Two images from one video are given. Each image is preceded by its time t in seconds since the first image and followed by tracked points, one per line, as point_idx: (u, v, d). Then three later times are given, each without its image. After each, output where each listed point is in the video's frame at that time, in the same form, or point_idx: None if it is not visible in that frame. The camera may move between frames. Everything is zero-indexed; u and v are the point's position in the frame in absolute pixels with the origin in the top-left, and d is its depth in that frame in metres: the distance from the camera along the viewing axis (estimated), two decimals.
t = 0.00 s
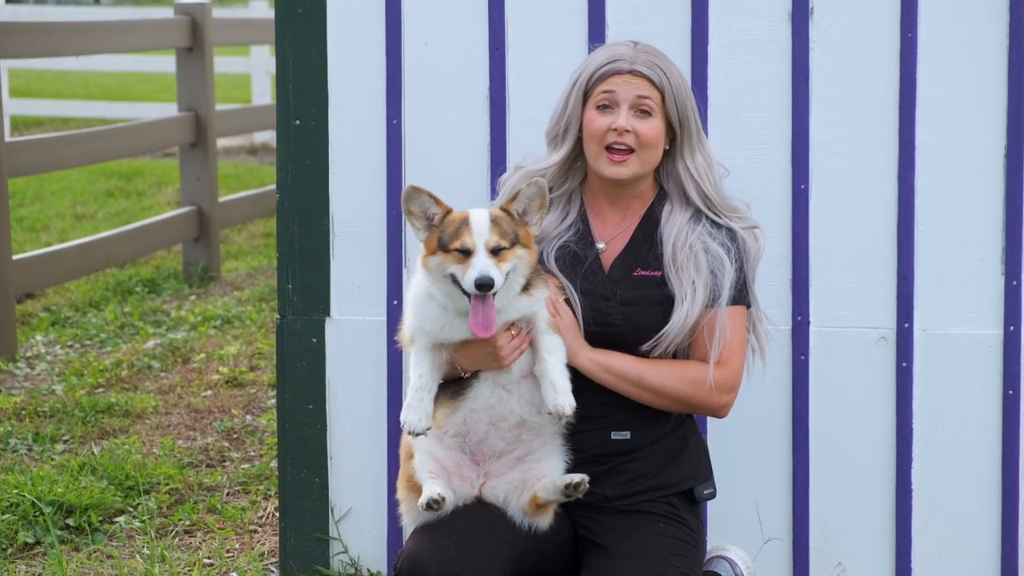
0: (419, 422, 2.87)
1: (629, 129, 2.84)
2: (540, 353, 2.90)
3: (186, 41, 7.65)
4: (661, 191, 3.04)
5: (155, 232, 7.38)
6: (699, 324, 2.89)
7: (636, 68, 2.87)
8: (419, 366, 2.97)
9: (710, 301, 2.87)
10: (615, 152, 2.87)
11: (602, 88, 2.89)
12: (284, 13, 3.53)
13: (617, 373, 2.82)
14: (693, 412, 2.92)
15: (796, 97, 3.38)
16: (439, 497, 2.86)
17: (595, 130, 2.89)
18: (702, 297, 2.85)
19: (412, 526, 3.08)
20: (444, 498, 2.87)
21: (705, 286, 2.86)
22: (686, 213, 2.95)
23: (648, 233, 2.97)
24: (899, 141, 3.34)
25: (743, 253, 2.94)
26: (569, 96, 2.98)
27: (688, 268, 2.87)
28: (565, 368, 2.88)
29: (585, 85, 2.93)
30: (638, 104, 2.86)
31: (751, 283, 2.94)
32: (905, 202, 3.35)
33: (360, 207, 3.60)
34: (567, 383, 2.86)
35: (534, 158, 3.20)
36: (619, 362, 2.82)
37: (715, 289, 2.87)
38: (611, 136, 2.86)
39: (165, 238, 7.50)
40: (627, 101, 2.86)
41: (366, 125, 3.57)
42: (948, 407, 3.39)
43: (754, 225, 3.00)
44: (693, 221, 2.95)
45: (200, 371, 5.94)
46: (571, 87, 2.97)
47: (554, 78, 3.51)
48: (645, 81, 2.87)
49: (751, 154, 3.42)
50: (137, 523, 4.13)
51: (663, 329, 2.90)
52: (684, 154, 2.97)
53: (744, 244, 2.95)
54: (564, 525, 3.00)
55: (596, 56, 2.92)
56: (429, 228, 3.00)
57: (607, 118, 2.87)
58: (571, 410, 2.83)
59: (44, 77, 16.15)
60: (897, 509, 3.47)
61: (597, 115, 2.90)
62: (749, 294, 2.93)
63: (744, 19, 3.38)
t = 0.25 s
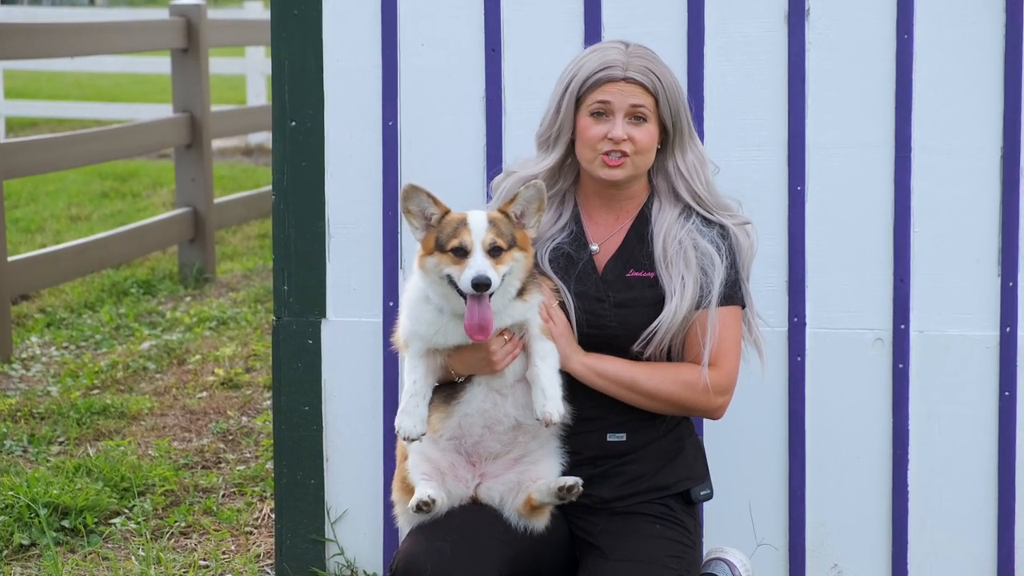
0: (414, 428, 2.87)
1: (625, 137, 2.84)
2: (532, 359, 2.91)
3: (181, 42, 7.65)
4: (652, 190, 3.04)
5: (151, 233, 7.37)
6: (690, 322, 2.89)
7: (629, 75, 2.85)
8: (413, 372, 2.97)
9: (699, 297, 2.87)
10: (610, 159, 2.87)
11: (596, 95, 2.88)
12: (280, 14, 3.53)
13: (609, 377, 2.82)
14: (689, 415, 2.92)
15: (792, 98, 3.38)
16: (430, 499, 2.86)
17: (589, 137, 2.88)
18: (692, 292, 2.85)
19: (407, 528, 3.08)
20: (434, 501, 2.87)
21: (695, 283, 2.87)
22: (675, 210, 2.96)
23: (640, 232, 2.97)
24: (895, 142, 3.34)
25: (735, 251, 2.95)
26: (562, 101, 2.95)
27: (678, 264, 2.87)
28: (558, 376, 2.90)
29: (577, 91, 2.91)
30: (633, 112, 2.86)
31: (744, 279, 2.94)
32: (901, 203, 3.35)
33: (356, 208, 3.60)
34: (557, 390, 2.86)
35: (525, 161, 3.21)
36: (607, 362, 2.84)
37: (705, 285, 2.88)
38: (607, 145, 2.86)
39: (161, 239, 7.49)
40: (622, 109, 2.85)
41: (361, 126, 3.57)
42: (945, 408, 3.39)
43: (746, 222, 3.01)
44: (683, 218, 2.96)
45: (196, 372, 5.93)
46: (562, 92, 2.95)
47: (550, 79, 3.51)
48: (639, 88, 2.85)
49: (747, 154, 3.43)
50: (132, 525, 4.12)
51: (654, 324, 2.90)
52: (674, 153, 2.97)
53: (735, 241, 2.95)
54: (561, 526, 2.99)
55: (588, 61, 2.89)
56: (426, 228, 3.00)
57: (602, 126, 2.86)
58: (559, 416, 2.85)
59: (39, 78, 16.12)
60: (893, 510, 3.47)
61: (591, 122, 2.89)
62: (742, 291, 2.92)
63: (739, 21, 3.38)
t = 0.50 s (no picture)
0: (406, 429, 2.86)
1: (619, 129, 2.84)
2: (526, 358, 2.92)
3: (176, 42, 7.64)
4: (647, 192, 3.04)
5: (146, 234, 7.36)
6: (686, 324, 2.89)
7: (622, 69, 2.86)
8: (405, 373, 2.96)
9: (693, 300, 2.86)
10: (605, 153, 2.88)
11: (589, 89, 2.89)
12: (275, 14, 3.53)
13: (608, 381, 2.81)
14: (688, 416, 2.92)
15: (788, 98, 3.38)
16: (424, 500, 2.86)
17: (583, 130, 2.89)
18: (686, 295, 2.84)
19: (402, 530, 3.06)
20: (428, 501, 2.86)
21: (689, 285, 2.86)
22: (669, 211, 2.95)
23: (635, 233, 2.97)
24: (891, 142, 3.34)
25: (729, 253, 2.93)
26: (556, 97, 2.96)
27: (672, 267, 2.86)
28: (552, 374, 2.90)
29: (571, 87, 2.93)
30: (627, 105, 2.86)
31: (739, 281, 2.93)
32: (897, 204, 3.36)
33: (352, 208, 3.59)
34: (552, 387, 2.87)
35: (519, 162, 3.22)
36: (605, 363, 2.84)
37: (699, 288, 2.87)
38: (601, 136, 2.86)
39: (156, 239, 7.48)
40: (615, 102, 2.86)
41: (357, 126, 3.56)
42: (941, 408, 3.39)
43: (741, 225, 3.00)
44: (678, 220, 2.95)
45: (191, 373, 5.92)
46: (556, 89, 2.96)
47: (546, 79, 3.51)
48: (632, 81, 2.86)
49: (743, 155, 3.43)
50: (128, 526, 4.12)
51: (649, 326, 2.89)
52: (669, 153, 2.97)
53: (730, 244, 2.94)
54: (556, 526, 3.00)
55: (581, 56, 2.91)
56: (414, 230, 3.03)
57: (596, 119, 2.87)
58: (555, 413, 2.84)
59: (34, 79, 16.10)
60: (889, 510, 3.47)
61: (585, 116, 2.90)
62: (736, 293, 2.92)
63: (735, 21, 3.38)
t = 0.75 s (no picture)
0: (403, 429, 2.84)
1: (613, 118, 2.82)
2: (524, 357, 2.92)
3: (172, 42, 7.63)
4: (644, 192, 3.04)
5: (142, 234, 7.35)
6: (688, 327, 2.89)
7: (615, 60, 2.88)
8: (403, 374, 2.96)
9: (694, 304, 2.86)
10: (599, 143, 2.85)
11: (583, 80, 2.89)
12: (272, 13, 3.52)
13: (623, 386, 2.80)
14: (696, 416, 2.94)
15: (785, 98, 3.38)
16: (420, 500, 2.86)
17: (578, 123, 2.87)
18: (686, 297, 2.83)
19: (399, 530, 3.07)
20: (425, 502, 2.86)
21: (689, 288, 2.85)
22: (668, 212, 2.96)
23: (632, 234, 2.96)
24: (888, 142, 3.34)
25: (728, 254, 2.94)
26: (551, 94, 2.97)
27: (671, 269, 2.86)
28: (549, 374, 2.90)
29: (566, 82, 2.94)
30: (620, 94, 2.86)
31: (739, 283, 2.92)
32: (894, 203, 3.36)
33: (349, 208, 3.59)
34: (551, 387, 2.86)
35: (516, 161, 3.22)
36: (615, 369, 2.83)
37: (699, 291, 2.86)
38: (595, 127, 2.84)
39: (152, 239, 7.48)
40: (609, 91, 2.86)
41: (354, 125, 3.56)
42: (937, 407, 3.39)
43: (739, 225, 3.01)
44: (676, 221, 2.95)
45: (187, 373, 5.91)
46: (551, 86, 2.98)
47: (543, 78, 3.51)
48: (626, 72, 2.87)
49: (740, 154, 3.43)
50: (124, 526, 4.11)
51: (645, 333, 2.89)
52: (666, 151, 2.97)
53: (728, 245, 2.94)
54: (553, 526, 3.00)
55: (575, 52, 2.94)
56: (409, 230, 3.03)
57: (590, 111, 2.86)
58: (555, 413, 2.83)
59: (28, 79, 16.08)
60: (886, 509, 3.47)
61: (578, 108, 2.89)
62: (738, 294, 2.91)
63: (732, 21, 3.39)
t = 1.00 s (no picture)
0: (403, 430, 2.85)
1: (607, 117, 2.83)
2: (522, 356, 2.92)
3: (168, 43, 7.63)
4: (641, 192, 3.05)
5: (138, 235, 7.35)
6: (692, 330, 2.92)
7: (610, 60, 2.89)
8: (401, 373, 2.96)
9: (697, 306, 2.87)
10: (594, 143, 2.85)
11: (578, 80, 2.90)
12: (270, 14, 3.52)
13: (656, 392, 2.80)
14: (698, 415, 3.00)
15: (782, 99, 3.39)
16: (418, 501, 2.85)
17: (573, 123, 2.87)
18: (689, 299, 2.85)
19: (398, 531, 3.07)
20: (422, 502, 2.86)
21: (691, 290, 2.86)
22: (668, 214, 2.96)
23: (631, 235, 2.96)
24: (885, 143, 3.35)
25: (728, 254, 2.97)
26: (546, 95, 2.98)
27: (674, 271, 2.87)
28: (548, 373, 2.90)
29: (561, 82, 2.95)
30: (615, 94, 2.87)
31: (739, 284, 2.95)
32: (891, 205, 3.36)
33: (347, 209, 3.59)
34: (548, 387, 2.86)
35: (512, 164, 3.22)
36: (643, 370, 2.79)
37: (702, 292, 2.88)
38: (590, 128, 2.84)
39: (149, 240, 7.47)
40: (604, 91, 2.87)
41: (352, 126, 3.56)
42: (935, 408, 3.40)
43: (735, 224, 3.04)
44: (676, 222, 2.96)
45: (184, 374, 5.91)
46: (547, 86, 2.99)
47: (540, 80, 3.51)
48: (621, 72, 2.89)
49: (737, 156, 3.43)
50: (121, 527, 4.11)
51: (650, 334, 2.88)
52: (664, 152, 2.97)
53: (727, 245, 2.97)
54: (552, 527, 3.00)
55: (571, 52, 2.95)
56: (406, 229, 3.04)
57: (585, 111, 2.87)
58: (549, 412, 2.84)
59: (24, 80, 16.07)
60: (883, 510, 3.48)
61: (574, 108, 2.90)
62: (736, 294, 2.94)
63: (730, 22, 3.39)
